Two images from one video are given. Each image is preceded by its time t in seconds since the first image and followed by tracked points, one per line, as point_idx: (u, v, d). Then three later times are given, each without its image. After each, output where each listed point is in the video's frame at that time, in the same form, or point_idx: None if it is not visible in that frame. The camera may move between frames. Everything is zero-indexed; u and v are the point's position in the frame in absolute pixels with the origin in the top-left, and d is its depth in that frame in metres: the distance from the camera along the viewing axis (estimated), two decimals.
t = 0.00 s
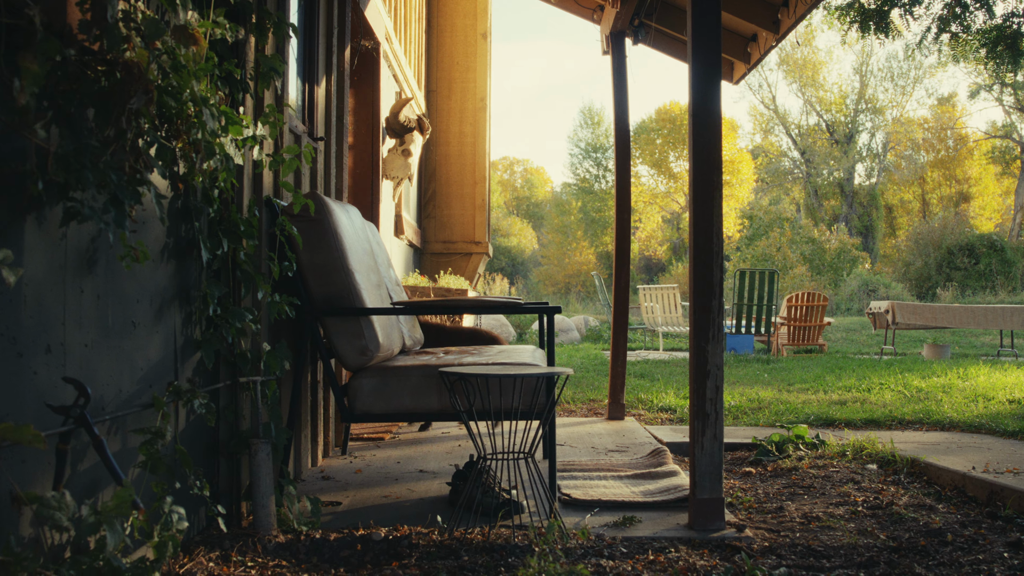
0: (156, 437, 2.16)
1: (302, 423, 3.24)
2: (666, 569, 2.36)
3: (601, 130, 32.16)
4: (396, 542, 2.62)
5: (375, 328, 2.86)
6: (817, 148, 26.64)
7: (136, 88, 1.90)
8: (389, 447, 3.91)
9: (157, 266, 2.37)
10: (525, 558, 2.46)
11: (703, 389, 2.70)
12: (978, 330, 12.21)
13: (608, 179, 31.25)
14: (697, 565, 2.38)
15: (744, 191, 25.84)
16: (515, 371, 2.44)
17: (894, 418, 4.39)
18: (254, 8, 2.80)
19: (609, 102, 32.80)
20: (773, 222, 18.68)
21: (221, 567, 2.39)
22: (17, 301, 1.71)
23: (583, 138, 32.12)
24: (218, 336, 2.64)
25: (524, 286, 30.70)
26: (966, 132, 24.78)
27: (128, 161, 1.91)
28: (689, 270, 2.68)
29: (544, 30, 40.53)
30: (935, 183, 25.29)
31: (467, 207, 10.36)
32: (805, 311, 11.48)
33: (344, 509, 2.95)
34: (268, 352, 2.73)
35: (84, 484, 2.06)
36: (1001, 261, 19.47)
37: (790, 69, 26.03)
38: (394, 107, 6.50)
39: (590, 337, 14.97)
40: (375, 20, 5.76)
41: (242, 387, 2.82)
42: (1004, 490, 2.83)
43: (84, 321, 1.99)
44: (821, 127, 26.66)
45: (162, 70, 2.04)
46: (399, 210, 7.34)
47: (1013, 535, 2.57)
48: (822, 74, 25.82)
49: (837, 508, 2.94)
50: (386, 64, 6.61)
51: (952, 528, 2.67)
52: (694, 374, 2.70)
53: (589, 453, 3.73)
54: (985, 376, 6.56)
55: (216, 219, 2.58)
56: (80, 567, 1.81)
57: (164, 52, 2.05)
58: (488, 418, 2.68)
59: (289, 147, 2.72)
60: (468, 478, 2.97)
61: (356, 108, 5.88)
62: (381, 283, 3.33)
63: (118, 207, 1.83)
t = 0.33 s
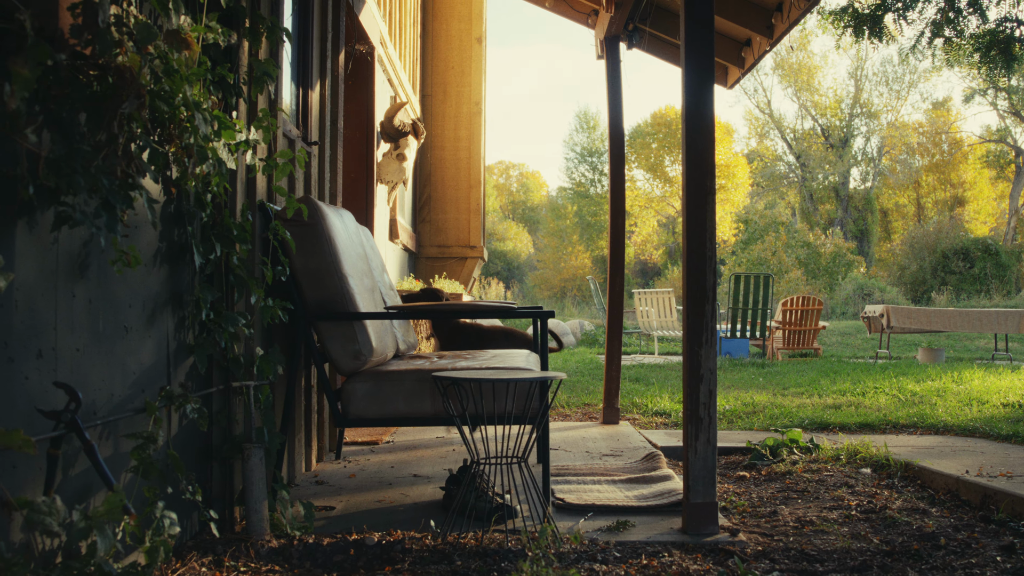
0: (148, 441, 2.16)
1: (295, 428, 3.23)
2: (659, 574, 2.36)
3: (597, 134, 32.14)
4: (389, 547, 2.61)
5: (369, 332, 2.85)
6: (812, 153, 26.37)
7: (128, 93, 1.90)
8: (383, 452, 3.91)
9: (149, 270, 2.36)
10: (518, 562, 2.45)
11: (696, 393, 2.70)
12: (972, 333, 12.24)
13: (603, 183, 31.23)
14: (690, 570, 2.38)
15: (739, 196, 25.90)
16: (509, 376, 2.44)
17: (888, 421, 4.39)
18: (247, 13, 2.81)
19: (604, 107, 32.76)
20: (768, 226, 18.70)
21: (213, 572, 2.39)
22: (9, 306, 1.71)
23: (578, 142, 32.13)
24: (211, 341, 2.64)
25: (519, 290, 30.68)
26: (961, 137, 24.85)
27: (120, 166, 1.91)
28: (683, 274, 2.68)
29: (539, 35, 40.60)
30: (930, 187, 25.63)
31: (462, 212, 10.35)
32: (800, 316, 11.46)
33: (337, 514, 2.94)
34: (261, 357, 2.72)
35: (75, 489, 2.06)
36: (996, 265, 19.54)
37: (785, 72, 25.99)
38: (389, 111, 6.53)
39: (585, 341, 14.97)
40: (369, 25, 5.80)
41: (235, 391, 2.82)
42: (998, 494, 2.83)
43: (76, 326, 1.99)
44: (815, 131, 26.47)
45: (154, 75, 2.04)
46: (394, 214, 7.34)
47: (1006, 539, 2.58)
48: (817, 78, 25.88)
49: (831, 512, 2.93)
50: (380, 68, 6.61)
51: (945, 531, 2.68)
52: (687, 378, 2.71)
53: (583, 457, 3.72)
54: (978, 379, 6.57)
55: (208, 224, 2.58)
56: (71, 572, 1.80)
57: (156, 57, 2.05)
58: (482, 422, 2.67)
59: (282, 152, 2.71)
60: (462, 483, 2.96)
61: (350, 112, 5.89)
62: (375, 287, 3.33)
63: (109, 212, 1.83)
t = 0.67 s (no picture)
0: (135, 439, 2.15)
1: (284, 426, 3.23)
2: (646, 572, 2.36)
3: (588, 134, 32.22)
4: (377, 545, 2.61)
5: (357, 331, 2.85)
6: (803, 153, 26.41)
7: (116, 90, 1.90)
8: (372, 451, 3.90)
9: (137, 268, 2.36)
10: (505, 561, 2.45)
11: (684, 392, 2.70)
12: (961, 333, 12.30)
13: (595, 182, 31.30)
14: (677, 569, 2.38)
15: (730, 195, 26.00)
16: (497, 375, 2.43)
17: (877, 421, 4.40)
18: (237, 10, 2.80)
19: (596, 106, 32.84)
20: (759, 226, 18.76)
21: (200, 570, 2.39)
22: None
23: (570, 141, 32.13)
24: (198, 339, 2.63)
25: (510, 289, 30.68)
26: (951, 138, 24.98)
27: (107, 163, 1.90)
28: (672, 273, 2.68)
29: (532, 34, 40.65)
30: (920, 188, 25.84)
31: (454, 212, 10.34)
32: (790, 316, 11.47)
33: (326, 512, 2.94)
34: (249, 355, 2.71)
35: (61, 487, 2.05)
36: (985, 265, 19.64)
37: (776, 73, 26.06)
38: (380, 109, 6.48)
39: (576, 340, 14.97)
40: (360, 23, 5.79)
41: (223, 389, 2.81)
42: (985, 493, 2.85)
43: (62, 324, 1.98)
44: (806, 132, 26.44)
45: (142, 72, 2.03)
46: (384, 213, 7.34)
47: (992, 539, 2.59)
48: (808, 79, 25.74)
49: (818, 511, 2.94)
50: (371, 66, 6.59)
51: (932, 531, 2.68)
52: (676, 378, 2.71)
53: (572, 456, 3.72)
54: (965, 379, 6.60)
55: (197, 221, 2.57)
56: (56, 570, 1.79)
57: (144, 54, 2.04)
58: (470, 421, 2.67)
59: (272, 150, 2.71)
60: (450, 482, 2.96)
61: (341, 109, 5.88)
62: (364, 286, 3.32)
63: (96, 209, 1.82)
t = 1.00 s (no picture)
0: (119, 439, 2.15)
1: (270, 426, 3.22)
2: (632, 571, 2.36)
3: (576, 134, 32.30)
4: (363, 545, 2.61)
5: (343, 330, 2.85)
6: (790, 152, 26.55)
7: (100, 89, 1.89)
8: (359, 450, 3.90)
9: (121, 268, 2.35)
10: (491, 560, 2.45)
11: (670, 391, 2.71)
12: (947, 331, 12.38)
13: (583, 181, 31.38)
14: (663, 567, 2.38)
15: (717, 195, 26.20)
16: (482, 374, 2.43)
17: (863, 419, 4.42)
18: (222, 9, 2.80)
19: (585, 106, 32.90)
20: (746, 226, 18.81)
21: (185, 571, 2.38)
22: None
23: (558, 141, 32.18)
24: (184, 339, 2.62)
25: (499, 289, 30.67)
26: (937, 137, 25.11)
27: (90, 162, 1.90)
28: (656, 272, 2.69)
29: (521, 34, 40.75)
30: (906, 187, 25.76)
31: (440, 212, 10.36)
32: (777, 315, 11.51)
33: (313, 512, 2.93)
34: (235, 354, 2.70)
35: (45, 487, 2.04)
36: (971, 264, 19.73)
37: (763, 73, 26.29)
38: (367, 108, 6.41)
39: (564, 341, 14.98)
40: (347, 23, 5.77)
41: (209, 389, 2.81)
42: (969, 491, 2.87)
43: (46, 324, 1.98)
44: (793, 131, 26.66)
45: (126, 71, 2.03)
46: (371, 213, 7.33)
47: (975, 536, 2.61)
48: (795, 79, 25.90)
49: (804, 509, 2.95)
50: (358, 66, 6.57)
51: (916, 528, 2.70)
52: (661, 377, 2.72)
53: (560, 456, 3.73)
54: (950, 378, 6.64)
55: (182, 221, 2.57)
56: (40, 571, 1.78)
57: (128, 53, 2.03)
58: (456, 421, 2.67)
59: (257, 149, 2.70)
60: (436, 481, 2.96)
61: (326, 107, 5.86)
62: (350, 286, 3.32)
63: (80, 208, 1.81)
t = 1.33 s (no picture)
0: (104, 440, 2.14)
1: (256, 427, 3.21)
2: (618, 570, 2.37)
3: (564, 135, 32.34)
4: (349, 546, 2.61)
5: (330, 331, 2.85)
6: (778, 153, 26.76)
7: (83, 90, 1.89)
8: (346, 451, 3.90)
9: (106, 268, 2.35)
10: (477, 560, 2.45)
11: (656, 390, 2.72)
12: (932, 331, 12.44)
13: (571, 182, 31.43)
14: (649, 567, 2.39)
15: (705, 196, 26.40)
16: (469, 374, 2.43)
17: (849, 419, 4.44)
18: (208, 10, 2.80)
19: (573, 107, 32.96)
20: (734, 226, 18.88)
21: (171, 572, 2.38)
22: None
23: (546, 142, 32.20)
24: (169, 339, 2.61)
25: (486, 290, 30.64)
26: (924, 138, 25.21)
27: (76, 163, 1.89)
28: (642, 272, 2.69)
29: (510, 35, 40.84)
30: (893, 188, 25.62)
31: (428, 212, 10.36)
32: (764, 315, 11.54)
33: (300, 513, 2.93)
34: (220, 355, 2.69)
35: (29, 488, 2.04)
36: (957, 265, 19.77)
37: (751, 74, 26.38)
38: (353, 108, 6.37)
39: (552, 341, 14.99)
40: (333, 23, 5.74)
41: (195, 390, 2.80)
42: (953, 490, 2.89)
43: (31, 325, 1.97)
44: (781, 132, 26.88)
45: (111, 72, 2.02)
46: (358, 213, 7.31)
47: (959, 535, 2.62)
48: (782, 79, 26.13)
49: (789, 509, 2.96)
50: (346, 66, 6.54)
51: (901, 528, 2.71)
52: (647, 377, 2.72)
53: (547, 456, 3.72)
54: (936, 377, 6.67)
55: (167, 221, 2.56)
56: (24, 572, 1.77)
57: (112, 53, 2.03)
58: (442, 421, 2.67)
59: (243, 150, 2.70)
60: (422, 481, 2.96)
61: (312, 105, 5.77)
62: (337, 286, 3.32)
63: (64, 209, 1.81)
